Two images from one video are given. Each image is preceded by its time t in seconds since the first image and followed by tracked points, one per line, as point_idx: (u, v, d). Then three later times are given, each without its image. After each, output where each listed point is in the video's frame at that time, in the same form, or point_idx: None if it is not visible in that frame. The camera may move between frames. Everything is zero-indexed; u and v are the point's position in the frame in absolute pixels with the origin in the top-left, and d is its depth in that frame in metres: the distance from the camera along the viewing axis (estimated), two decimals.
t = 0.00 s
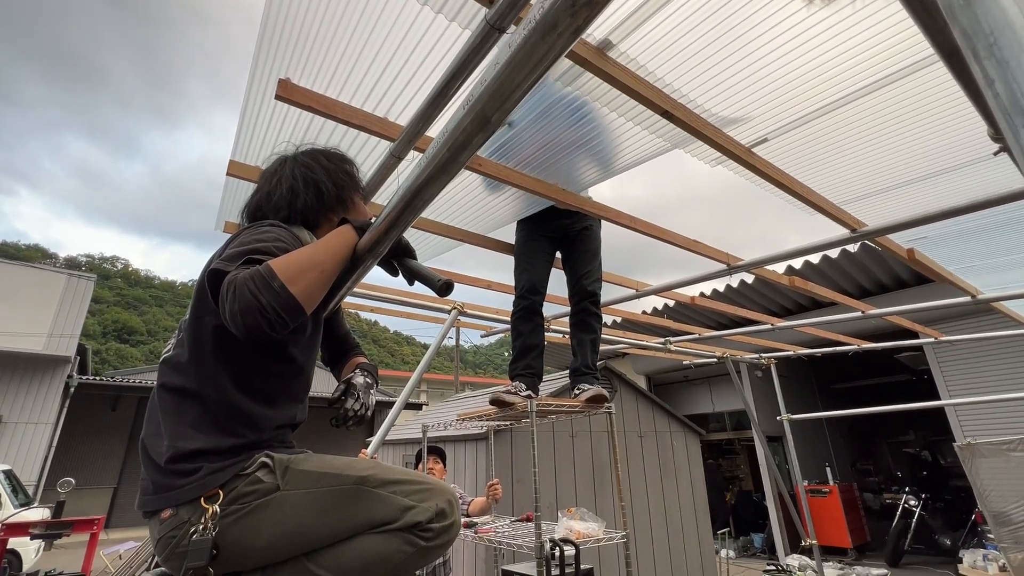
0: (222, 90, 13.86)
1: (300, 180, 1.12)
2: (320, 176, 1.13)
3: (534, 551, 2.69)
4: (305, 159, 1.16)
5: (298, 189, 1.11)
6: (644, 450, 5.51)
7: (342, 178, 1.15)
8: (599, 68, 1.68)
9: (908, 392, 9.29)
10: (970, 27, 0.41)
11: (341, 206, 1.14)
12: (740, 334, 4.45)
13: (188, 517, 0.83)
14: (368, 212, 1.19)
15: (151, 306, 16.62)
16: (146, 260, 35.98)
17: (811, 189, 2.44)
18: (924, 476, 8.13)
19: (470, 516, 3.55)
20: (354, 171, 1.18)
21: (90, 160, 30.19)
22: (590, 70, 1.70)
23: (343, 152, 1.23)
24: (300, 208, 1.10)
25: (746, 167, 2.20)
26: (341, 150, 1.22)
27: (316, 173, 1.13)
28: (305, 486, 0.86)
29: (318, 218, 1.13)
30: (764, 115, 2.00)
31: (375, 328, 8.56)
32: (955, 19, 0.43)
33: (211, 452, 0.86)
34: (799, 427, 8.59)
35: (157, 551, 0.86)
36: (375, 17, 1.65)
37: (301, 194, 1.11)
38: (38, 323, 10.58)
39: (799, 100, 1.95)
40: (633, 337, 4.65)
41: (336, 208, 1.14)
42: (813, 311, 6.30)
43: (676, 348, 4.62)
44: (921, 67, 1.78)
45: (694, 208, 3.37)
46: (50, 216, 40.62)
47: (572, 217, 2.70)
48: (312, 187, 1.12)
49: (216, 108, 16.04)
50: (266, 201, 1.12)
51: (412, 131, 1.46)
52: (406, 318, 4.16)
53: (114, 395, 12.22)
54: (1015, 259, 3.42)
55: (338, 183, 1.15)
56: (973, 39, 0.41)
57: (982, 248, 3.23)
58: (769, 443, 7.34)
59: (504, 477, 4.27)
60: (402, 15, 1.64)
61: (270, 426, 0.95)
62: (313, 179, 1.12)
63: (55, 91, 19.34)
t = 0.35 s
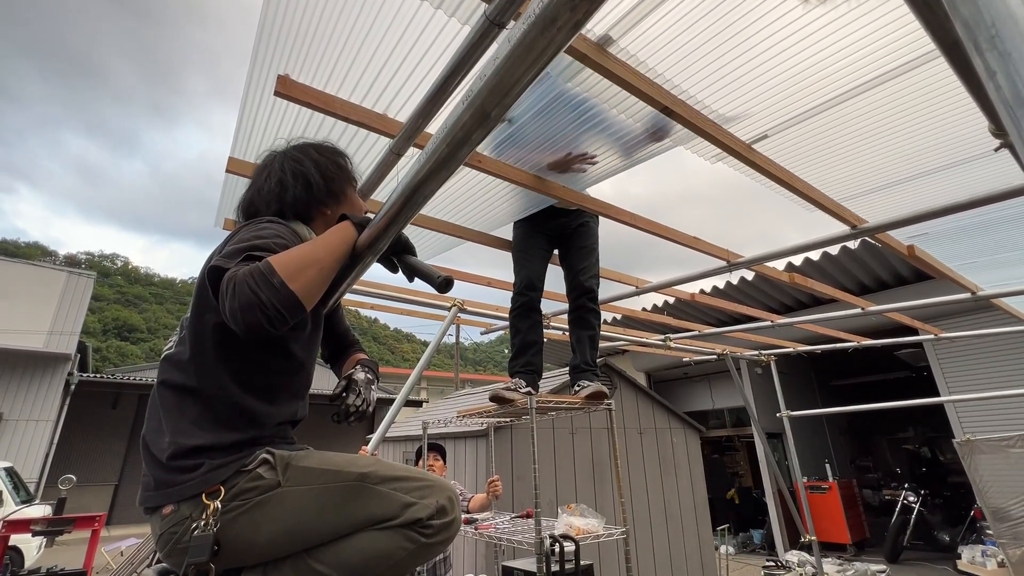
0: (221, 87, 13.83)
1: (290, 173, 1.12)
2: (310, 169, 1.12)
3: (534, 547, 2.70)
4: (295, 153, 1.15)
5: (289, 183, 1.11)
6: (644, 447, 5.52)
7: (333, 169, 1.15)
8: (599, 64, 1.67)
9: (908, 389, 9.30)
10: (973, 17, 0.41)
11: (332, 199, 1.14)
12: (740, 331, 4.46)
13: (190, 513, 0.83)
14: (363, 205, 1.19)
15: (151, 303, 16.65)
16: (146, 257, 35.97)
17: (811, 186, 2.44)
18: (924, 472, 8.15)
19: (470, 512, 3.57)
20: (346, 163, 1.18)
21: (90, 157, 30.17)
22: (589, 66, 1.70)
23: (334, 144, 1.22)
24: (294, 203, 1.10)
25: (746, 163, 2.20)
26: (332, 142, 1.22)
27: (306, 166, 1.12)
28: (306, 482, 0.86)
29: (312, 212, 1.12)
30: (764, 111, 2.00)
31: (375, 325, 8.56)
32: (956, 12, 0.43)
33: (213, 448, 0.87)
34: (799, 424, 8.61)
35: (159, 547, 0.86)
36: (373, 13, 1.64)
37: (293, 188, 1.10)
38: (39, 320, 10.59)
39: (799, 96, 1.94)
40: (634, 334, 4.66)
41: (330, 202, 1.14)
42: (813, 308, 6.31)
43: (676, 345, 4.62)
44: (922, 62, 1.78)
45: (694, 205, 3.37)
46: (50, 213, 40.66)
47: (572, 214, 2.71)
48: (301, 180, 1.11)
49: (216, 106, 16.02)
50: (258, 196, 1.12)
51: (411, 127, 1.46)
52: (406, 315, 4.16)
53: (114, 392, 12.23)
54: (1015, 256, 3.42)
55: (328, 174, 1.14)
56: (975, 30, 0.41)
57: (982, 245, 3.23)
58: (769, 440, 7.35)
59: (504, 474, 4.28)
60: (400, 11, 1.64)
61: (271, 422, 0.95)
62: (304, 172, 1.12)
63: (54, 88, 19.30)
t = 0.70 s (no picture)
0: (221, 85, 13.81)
1: (286, 173, 1.11)
2: (306, 168, 1.12)
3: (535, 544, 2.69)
4: (290, 151, 1.15)
5: (285, 182, 1.10)
6: (644, 444, 5.53)
7: (329, 167, 1.14)
8: (599, 60, 1.67)
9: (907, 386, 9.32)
10: (977, 11, 0.44)
11: (329, 197, 1.13)
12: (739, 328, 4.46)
13: (188, 511, 0.83)
14: (360, 203, 1.18)
15: (151, 301, 16.66)
16: (146, 255, 35.98)
17: (812, 182, 2.44)
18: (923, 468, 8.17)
19: (471, 509, 3.57)
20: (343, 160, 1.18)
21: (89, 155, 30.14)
22: (589, 62, 1.69)
23: (329, 141, 1.22)
24: (290, 201, 1.10)
25: (746, 160, 2.19)
26: (327, 139, 1.21)
27: (301, 165, 1.12)
28: (305, 480, 0.86)
29: (309, 211, 1.12)
30: (765, 107, 1.99)
31: (375, 323, 8.57)
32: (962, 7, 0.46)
33: (211, 446, 0.87)
34: (798, 420, 8.63)
35: (158, 545, 0.86)
36: (371, 10, 1.64)
37: (287, 187, 1.10)
38: (39, 317, 10.60)
39: (800, 92, 1.94)
40: (633, 331, 4.66)
41: (328, 199, 1.13)
42: (813, 305, 6.31)
43: (676, 342, 4.63)
44: (925, 57, 1.77)
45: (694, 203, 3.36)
46: (49, 210, 40.66)
47: (572, 212, 2.71)
48: (298, 180, 1.11)
49: (216, 103, 16.00)
50: (254, 196, 1.12)
51: (410, 124, 1.45)
52: (406, 312, 4.16)
53: (114, 389, 12.24)
54: (1015, 253, 3.42)
55: (324, 172, 1.14)
56: (979, 25, 0.44)
57: (982, 242, 3.24)
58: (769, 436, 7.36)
59: (504, 471, 4.28)
60: (398, 8, 1.63)
61: (270, 420, 0.95)
62: (299, 171, 1.12)
63: (53, 85, 19.26)
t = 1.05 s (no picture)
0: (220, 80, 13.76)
1: (289, 168, 1.11)
2: (310, 163, 1.12)
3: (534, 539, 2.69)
4: (293, 146, 1.15)
5: (288, 177, 1.10)
6: (644, 439, 5.54)
7: (332, 163, 1.14)
8: (600, 54, 1.65)
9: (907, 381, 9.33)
10: None
11: (332, 193, 1.13)
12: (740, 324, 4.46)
13: (191, 506, 0.83)
14: (364, 198, 1.18)
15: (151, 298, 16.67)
16: (146, 251, 36.00)
17: (813, 178, 2.43)
18: (923, 464, 8.18)
19: (471, 504, 3.58)
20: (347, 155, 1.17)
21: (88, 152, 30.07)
22: (589, 56, 1.68)
23: (331, 136, 1.21)
24: (293, 197, 1.09)
25: (748, 156, 2.18)
26: (330, 134, 1.21)
27: (305, 160, 1.12)
28: (307, 475, 0.86)
29: (312, 207, 1.12)
30: (766, 101, 1.98)
31: (375, 319, 8.58)
32: None
33: (212, 441, 0.87)
34: (798, 416, 8.64)
35: (161, 539, 0.87)
36: (372, 2, 1.62)
37: (289, 182, 1.09)
38: (39, 314, 10.62)
39: (803, 85, 1.93)
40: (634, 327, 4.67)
41: (330, 196, 1.13)
42: (814, 301, 6.31)
43: (676, 338, 4.63)
44: (928, 51, 1.76)
45: (694, 198, 3.35)
46: (49, 206, 40.68)
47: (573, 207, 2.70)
48: (301, 175, 1.10)
49: (215, 100, 15.98)
50: (256, 191, 1.11)
51: (411, 118, 1.45)
52: (407, 308, 4.16)
53: (115, 386, 12.27)
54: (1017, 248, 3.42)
55: (328, 168, 1.13)
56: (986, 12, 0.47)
57: (983, 237, 3.23)
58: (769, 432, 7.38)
59: (504, 466, 4.30)
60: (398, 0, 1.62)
61: (272, 415, 0.95)
62: (303, 165, 1.11)
63: (52, 81, 19.19)
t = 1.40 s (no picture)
0: (220, 79, 13.76)
1: (289, 167, 1.11)
2: (311, 162, 1.12)
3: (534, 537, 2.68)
4: (294, 146, 1.15)
5: (288, 176, 1.11)
6: (644, 438, 5.54)
7: (333, 162, 1.14)
8: (601, 52, 1.65)
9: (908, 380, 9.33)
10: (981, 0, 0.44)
11: (333, 192, 1.14)
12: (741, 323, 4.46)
13: (194, 504, 0.84)
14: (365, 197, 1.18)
15: (153, 297, 16.71)
16: (147, 251, 36.07)
17: (815, 176, 2.42)
18: (925, 462, 8.17)
19: (473, 503, 3.59)
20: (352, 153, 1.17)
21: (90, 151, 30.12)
22: (589, 55, 1.68)
23: (332, 135, 1.22)
24: (294, 196, 1.10)
25: (749, 155, 2.18)
26: (332, 134, 1.21)
27: (307, 159, 1.12)
28: (309, 473, 0.87)
29: (313, 206, 1.13)
30: (768, 99, 1.98)
31: (376, 317, 8.60)
32: None
33: (215, 440, 0.87)
34: (799, 414, 8.64)
35: (164, 537, 0.87)
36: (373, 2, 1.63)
37: (290, 182, 1.10)
38: (41, 313, 10.63)
39: (804, 84, 1.92)
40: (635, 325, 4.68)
41: (332, 195, 1.14)
42: (815, 300, 6.31)
43: (677, 337, 4.64)
44: (929, 50, 1.76)
45: (695, 197, 3.35)
46: (50, 205, 40.71)
47: (573, 206, 2.70)
48: (302, 175, 1.11)
49: (216, 99, 15.98)
50: (258, 191, 1.12)
51: (412, 118, 1.45)
52: (408, 307, 4.17)
53: (117, 385, 12.30)
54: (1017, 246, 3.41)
55: (329, 168, 1.14)
56: (984, 12, 0.44)
57: (984, 235, 3.22)
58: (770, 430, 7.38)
59: (505, 465, 4.31)
60: None
61: (274, 414, 0.95)
62: (304, 165, 1.12)
63: (53, 80, 19.21)
